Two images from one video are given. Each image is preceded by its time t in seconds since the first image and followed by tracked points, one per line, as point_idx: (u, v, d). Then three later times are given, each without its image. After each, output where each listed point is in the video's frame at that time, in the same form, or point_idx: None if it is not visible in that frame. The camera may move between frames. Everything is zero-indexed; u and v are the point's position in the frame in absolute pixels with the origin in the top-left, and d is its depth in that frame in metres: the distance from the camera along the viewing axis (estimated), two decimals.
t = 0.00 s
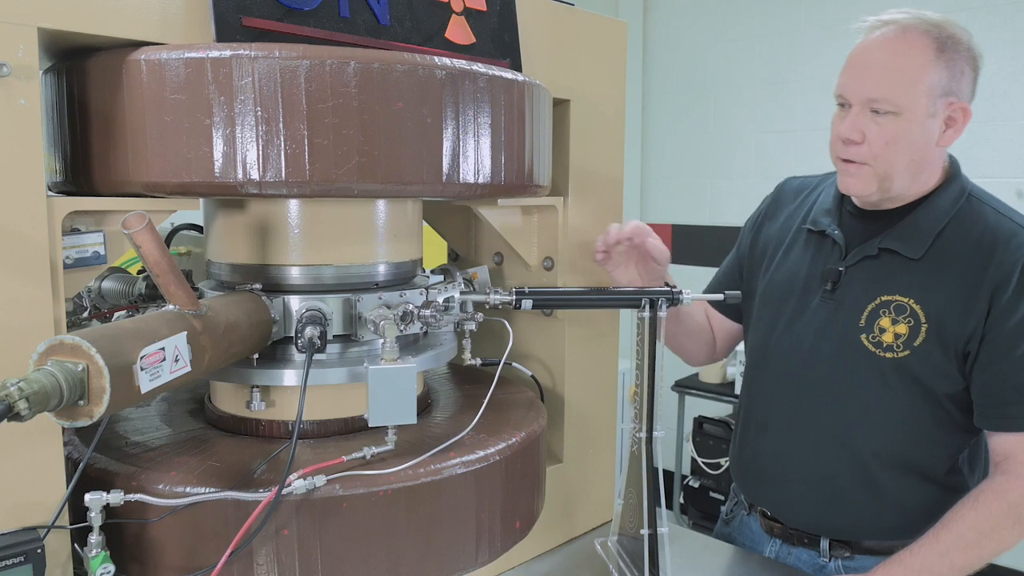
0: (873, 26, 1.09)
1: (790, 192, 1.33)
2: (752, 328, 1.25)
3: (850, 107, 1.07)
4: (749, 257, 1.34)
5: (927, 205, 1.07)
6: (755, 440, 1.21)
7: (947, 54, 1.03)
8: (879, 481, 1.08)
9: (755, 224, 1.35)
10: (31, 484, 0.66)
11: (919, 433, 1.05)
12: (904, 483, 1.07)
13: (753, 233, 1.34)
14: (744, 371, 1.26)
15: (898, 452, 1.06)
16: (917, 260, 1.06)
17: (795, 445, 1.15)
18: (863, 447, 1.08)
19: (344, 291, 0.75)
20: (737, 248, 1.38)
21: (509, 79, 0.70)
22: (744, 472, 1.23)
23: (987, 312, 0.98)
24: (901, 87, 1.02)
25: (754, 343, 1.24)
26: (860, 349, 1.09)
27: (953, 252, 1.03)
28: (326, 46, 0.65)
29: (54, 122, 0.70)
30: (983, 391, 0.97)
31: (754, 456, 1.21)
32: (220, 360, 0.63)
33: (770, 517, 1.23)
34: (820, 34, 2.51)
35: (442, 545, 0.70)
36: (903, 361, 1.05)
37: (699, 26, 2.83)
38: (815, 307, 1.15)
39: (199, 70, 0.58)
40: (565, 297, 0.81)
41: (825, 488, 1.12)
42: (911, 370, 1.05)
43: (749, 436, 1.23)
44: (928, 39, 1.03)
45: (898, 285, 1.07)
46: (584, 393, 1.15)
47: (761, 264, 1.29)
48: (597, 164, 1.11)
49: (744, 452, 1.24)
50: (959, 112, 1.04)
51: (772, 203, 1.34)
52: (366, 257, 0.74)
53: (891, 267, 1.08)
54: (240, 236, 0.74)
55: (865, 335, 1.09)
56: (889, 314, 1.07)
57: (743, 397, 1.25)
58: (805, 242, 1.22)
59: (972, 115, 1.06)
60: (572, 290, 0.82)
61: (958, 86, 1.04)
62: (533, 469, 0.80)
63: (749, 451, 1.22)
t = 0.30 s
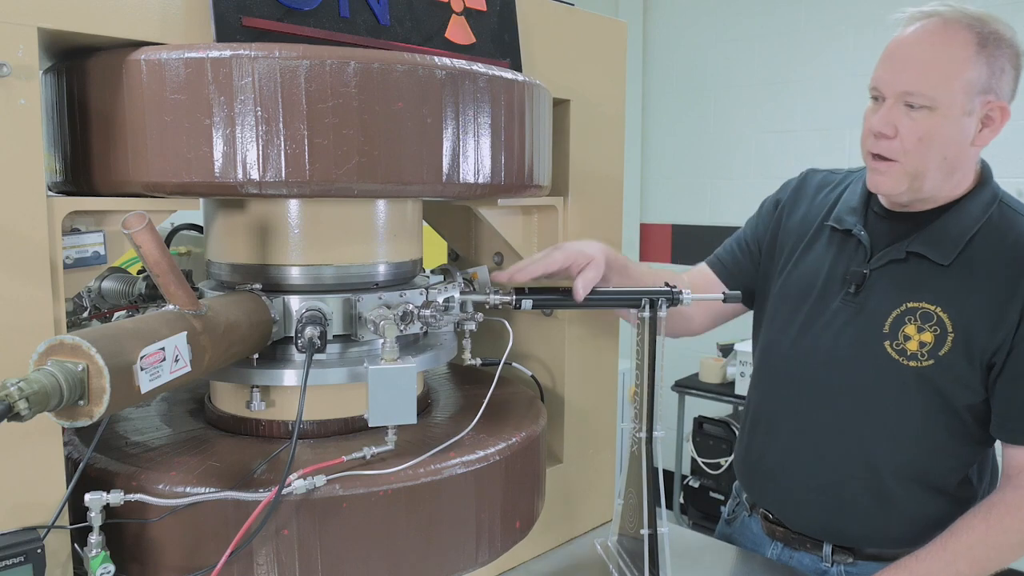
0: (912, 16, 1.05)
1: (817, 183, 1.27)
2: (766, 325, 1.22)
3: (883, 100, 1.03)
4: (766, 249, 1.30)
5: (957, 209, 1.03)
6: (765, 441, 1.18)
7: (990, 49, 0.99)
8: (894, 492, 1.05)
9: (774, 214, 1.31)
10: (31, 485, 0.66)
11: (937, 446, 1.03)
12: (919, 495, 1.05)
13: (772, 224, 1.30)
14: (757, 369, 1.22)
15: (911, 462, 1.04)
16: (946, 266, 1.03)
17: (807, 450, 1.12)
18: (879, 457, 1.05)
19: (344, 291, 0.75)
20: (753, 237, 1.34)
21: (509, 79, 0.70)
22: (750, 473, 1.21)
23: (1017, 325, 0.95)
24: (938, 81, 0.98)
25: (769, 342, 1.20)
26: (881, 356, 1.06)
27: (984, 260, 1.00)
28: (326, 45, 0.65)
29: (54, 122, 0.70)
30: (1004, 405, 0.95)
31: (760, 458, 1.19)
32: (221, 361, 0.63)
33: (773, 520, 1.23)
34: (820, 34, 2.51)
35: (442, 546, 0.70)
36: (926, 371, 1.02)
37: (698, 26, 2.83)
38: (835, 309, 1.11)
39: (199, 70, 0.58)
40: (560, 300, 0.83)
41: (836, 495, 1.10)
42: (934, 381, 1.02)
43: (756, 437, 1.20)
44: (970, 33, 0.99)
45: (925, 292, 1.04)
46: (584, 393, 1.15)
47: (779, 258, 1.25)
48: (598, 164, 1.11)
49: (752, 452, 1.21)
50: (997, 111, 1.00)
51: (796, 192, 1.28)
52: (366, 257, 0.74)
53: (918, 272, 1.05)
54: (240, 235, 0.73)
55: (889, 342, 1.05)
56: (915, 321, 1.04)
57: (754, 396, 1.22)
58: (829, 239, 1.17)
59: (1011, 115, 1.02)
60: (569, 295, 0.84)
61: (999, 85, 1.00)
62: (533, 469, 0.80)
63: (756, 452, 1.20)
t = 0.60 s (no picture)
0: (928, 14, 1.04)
1: (823, 182, 1.28)
2: (770, 327, 1.21)
3: (896, 100, 1.03)
4: (770, 248, 1.29)
5: (969, 216, 1.03)
6: (766, 444, 1.18)
7: (1008, 52, 0.99)
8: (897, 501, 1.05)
9: (780, 212, 1.30)
10: (30, 485, 0.66)
11: (941, 455, 1.02)
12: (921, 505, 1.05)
13: (777, 222, 1.30)
14: (759, 370, 1.22)
15: (913, 470, 1.03)
16: (956, 274, 1.02)
17: (810, 454, 1.12)
18: (883, 465, 1.05)
19: (344, 291, 0.75)
20: (757, 235, 1.33)
21: (509, 79, 0.70)
22: (749, 475, 1.21)
23: None
24: (954, 84, 0.98)
25: (773, 344, 1.20)
26: (888, 363, 1.05)
27: (995, 269, 1.00)
28: (326, 45, 0.65)
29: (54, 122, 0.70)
30: (1010, 416, 0.94)
31: (761, 461, 1.19)
32: (221, 361, 0.62)
33: (770, 523, 1.22)
34: (820, 34, 2.51)
35: (442, 546, 0.70)
36: (933, 380, 1.02)
37: (698, 26, 2.83)
38: (842, 313, 1.11)
39: (199, 70, 0.58)
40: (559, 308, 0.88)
41: (837, 501, 1.09)
42: (940, 390, 1.01)
43: (757, 440, 1.20)
44: (989, 35, 0.99)
45: (934, 300, 1.03)
46: (584, 393, 1.15)
47: (784, 257, 1.25)
48: (598, 164, 1.11)
49: (753, 455, 1.20)
50: (1013, 116, 1.01)
51: (801, 191, 1.29)
52: (366, 257, 0.74)
53: (927, 280, 1.04)
54: (240, 235, 0.73)
55: (896, 350, 1.05)
56: (923, 329, 1.03)
57: (756, 397, 1.22)
58: (836, 241, 1.17)
59: None
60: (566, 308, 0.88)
61: (1016, 88, 1.00)
62: (533, 469, 0.80)
63: (757, 454, 1.19)
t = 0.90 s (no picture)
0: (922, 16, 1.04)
1: (820, 184, 1.28)
2: (769, 329, 1.21)
3: (889, 104, 1.03)
4: (768, 249, 1.29)
5: (968, 219, 1.03)
6: (765, 447, 1.18)
7: (1002, 53, 0.99)
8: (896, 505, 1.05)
9: (778, 213, 1.30)
10: (30, 485, 0.66)
11: (940, 460, 1.02)
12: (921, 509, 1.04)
13: (775, 223, 1.30)
14: (758, 373, 1.22)
15: (913, 475, 1.03)
16: (955, 277, 1.02)
17: (809, 458, 1.11)
18: (882, 468, 1.05)
19: (344, 291, 0.75)
20: (755, 236, 1.33)
21: (509, 79, 0.70)
22: (749, 478, 1.21)
23: None
24: (947, 88, 0.98)
25: (771, 347, 1.20)
26: (887, 367, 1.05)
27: (995, 272, 1.00)
28: (326, 45, 0.65)
29: (54, 122, 0.70)
30: (1009, 419, 0.95)
31: (760, 464, 1.19)
32: (221, 361, 0.62)
33: (768, 524, 1.22)
34: (820, 34, 2.51)
35: (442, 546, 0.70)
36: (932, 384, 1.02)
37: (699, 26, 2.83)
38: (840, 316, 1.11)
39: (199, 70, 0.58)
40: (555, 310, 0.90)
41: (836, 504, 1.09)
42: (940, 395, 1.01)
43: (757, 442, 1.20)
44: (983, 36, 0.99)
45: (932, 303, 1.03)
46: (584, 393, 1.15)
47: (782, 259, 1.25)
48: (598, 164, 1.11)
49: (751, 457, 1.20)
50: (1009, 118, 1.00)
51: (799, 193, 1.29)
52: (366, 257, 0.74)
53: (926, 283, 1.04)
54: (240, 235, 0.73)
55: (894, 355, 1.05)
56: (922, 334, 1.03)
57: (755, 400, 1.22)
58: (834, 244, 1.17)
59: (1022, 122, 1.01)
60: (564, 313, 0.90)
61: (1010, 89, 1.00)
62: (533, 470, 0.80)
63: (756, 456, 1.19)
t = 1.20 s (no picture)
0: (913, 18, 1.04)
1: (817, 185, 1.28)
2: (766, 330, 1.21)
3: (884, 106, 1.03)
4: (766, 251, 1.29)
5: (965, 219, 1.03)
6: (764, 448, 1.18)
7: (995, 53, 0.99)
8: (895, 505, 1.05)
9: (775, 215, 1.30)
10: (30, 484, 0.66)
11: (938, 460, 1.02)
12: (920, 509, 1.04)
13: (772, 225, 1.30)
14: (756, 374, 1.22)
15: (912, 476, 1.03)
16: (952, 278, 1.02)
17: (807, 459, 1.11)
18: (881, 469, 1.05)
19: (344, 291, 0.75)
20: (752, 237, 1.33)
21: (509, 79, 0.70)
22: (748, 479, 1.21)
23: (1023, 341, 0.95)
24: (941, 89, 0.98)
25: (769, 348, 1.20)
26: (884, 368, 1.05)
27: (994, 271, 1.00)
28: (326, 45, 0.65)
29: (54, 122, 0.70)
30: (1007, 420, 0.95)
31: (760, 465, 1.18)
32: (221, 360, 0.62)
33: (767, 525, 1.22)
34: (820, 34, 2.51)
35: (442, 546, 0.70)
36: (931, 385, 1.02)
37: (699, 26, 2.83)
38: (837, 318, 1.11)
39: (199, 70, 0.58)
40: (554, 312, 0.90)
41: (835, 505, 1.09)
42: (938, 396, 1.01)
43: (756, 443, 1.20)
44: (975, 36, 0.99)
45: (930, 304, 1.03)
46: (584, 393, 1.15)
47: (779, 260, 1.25)
48: (598, 163, 1.11)
49: (750, 458, 1.20)
50: (1004, 117, 1.00)
51: (796, 194, 1.29)
52: (366, 257, 0.74)
53: (924, 284, 1.04)
54: (240, 235, 0.74)
55: (892, 357, 1.05)
56: (920, 335, 1.03)
57: (753, 402, 1.22)
58: (830, 245, 1.17)
59: (1019, 120, 1.01)
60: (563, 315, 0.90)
61: (1005, 89, 0.99)
62: (533, 470, 0.80)
63: (755, 458, 1.19)
